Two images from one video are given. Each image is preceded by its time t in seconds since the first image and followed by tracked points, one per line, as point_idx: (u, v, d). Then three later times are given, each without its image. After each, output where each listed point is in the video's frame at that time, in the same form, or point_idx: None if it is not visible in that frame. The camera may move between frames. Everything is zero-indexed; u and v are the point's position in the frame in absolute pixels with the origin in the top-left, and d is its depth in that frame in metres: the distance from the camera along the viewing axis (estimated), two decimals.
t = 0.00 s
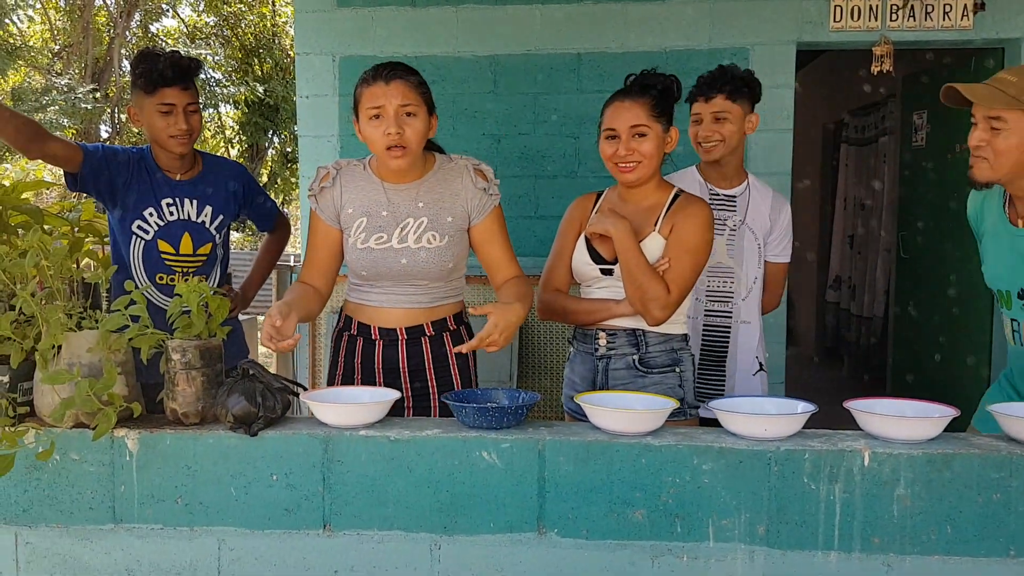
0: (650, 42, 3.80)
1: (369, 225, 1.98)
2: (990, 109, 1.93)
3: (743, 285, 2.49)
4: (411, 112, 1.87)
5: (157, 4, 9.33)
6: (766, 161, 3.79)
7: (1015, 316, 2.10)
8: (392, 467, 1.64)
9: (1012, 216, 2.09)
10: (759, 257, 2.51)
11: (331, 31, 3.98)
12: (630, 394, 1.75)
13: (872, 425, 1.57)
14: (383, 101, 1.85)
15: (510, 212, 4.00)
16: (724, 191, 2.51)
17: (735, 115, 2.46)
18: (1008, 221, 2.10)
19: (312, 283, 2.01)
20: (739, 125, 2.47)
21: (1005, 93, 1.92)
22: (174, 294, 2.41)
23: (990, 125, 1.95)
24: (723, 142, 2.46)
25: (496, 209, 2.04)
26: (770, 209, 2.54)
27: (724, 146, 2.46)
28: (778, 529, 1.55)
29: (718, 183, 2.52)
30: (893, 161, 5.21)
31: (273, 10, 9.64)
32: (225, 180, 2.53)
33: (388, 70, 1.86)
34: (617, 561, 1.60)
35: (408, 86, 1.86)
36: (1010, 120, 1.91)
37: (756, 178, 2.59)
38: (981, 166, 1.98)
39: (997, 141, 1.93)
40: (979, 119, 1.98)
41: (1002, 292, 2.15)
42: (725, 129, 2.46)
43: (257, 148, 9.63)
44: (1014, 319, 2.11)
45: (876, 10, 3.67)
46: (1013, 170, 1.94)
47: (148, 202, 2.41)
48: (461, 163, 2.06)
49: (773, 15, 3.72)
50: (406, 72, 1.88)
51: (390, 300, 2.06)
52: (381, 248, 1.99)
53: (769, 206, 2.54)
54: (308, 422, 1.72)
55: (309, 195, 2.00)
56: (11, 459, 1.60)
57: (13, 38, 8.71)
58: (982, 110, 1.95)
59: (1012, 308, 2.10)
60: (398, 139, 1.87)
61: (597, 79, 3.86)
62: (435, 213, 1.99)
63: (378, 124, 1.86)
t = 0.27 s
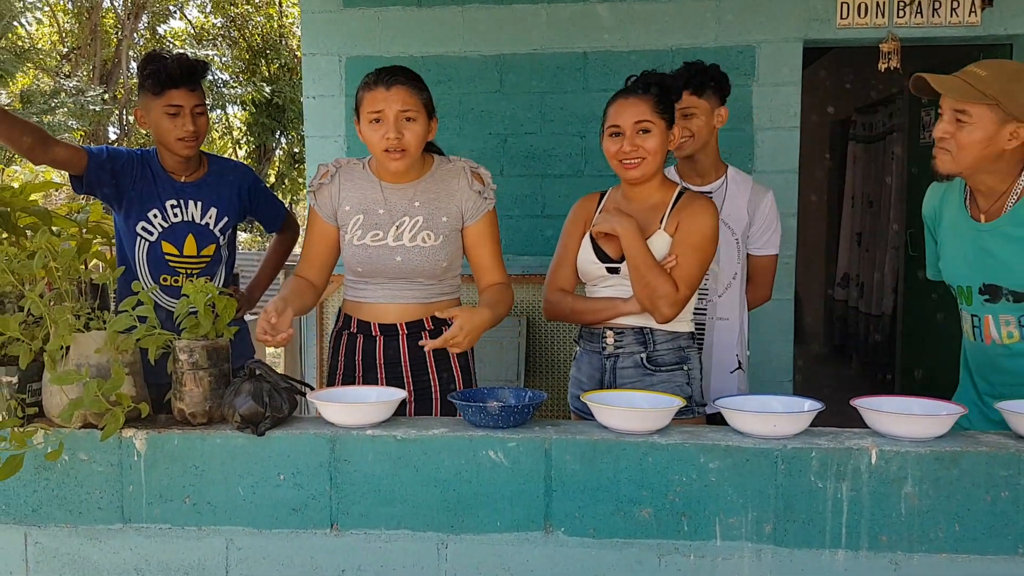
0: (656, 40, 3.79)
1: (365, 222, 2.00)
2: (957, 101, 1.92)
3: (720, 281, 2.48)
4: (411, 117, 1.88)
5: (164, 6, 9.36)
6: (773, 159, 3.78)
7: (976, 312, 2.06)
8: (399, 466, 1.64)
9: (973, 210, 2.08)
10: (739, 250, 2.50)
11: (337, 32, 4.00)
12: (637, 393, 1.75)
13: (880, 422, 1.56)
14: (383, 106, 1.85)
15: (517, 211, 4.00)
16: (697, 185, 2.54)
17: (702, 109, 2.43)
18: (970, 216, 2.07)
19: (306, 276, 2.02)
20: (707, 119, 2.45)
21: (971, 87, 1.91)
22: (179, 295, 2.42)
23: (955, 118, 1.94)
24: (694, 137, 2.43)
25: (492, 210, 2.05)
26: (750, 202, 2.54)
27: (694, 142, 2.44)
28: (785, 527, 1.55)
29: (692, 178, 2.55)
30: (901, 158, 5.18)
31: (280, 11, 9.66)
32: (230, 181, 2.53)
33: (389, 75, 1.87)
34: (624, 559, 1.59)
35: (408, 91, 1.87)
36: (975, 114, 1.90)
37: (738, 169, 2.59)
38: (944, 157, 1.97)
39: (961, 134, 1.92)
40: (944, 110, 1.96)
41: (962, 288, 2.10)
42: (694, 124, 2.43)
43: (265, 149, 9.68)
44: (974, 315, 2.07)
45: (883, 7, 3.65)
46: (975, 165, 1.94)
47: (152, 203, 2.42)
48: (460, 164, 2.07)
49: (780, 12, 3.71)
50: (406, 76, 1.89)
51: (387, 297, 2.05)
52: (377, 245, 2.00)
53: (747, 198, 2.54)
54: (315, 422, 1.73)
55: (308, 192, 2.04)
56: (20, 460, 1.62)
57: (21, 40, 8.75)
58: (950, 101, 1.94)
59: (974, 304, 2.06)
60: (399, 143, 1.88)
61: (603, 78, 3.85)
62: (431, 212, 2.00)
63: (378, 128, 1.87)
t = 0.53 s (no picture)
0: (668, 39, 3.78)
1: (371, 223, 2.01)
2: (925, 116, 1.89)
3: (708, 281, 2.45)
4: (414, 117, 1.89)
5: (178, 7, 9.42)
6: (787, 157, 3.75)
7: (968, 320, 2.08)
8: (413, 465, 1.65)
9: (957, 220, 2.07)
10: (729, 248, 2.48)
11: (350, 33, 4.01)
12: (650, 392, 1.74)
13: (897, 422, 1.55)
14: (385, 107, 1.86)
15: (530, 211, 4.00)
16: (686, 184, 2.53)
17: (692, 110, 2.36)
18: (952, 226, 2.07)
19: (315, 282, 2.02)
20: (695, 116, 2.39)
21: (939, 100, 1.88)
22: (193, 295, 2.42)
23: (926, 133, 1.91)
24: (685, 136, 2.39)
25: (495, 209, 2.06)
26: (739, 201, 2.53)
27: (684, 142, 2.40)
28: (800, 527, 1.54)
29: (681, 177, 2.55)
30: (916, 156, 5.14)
31: (293, 12, 9.71)
32: (242, 181, 2.53)
33: (389, 77, 1.88)
34: (638, 559, 1.59)
35: (408, 93, 1.88)
36: (945, 128, 1.88)
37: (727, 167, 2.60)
38: (918, 171, 1.95)
39: (933, 149, 1.90)
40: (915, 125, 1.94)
41: (952, 297, 2.12)
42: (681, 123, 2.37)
43: (278, 150, 9.77)
44: (967, 324, 2.09)
45: (898, 5, 3.62)
46: (951, 176, 1.92)
47: (166, 204, 2.43)
48: (461, 165, 2.08)
49: (793, 10, 3.69)
50: (406, 78, 1.90)
51: (392, 295, 2.05)
52: (383, 244, 2.00)
53: (737, 197, 2.54)
54: (329, 421, 1.73)
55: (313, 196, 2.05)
56: (37, 459, 1.63)
57: (37, 43, 8.82)
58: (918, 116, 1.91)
59: (965, 313, 2.08)
60: (403, 143, 1.89)
61: (615, 77, 3.85)
62: (436, 211, 2.00)
63: (380, 130, 1.88)
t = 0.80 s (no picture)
0: (687, 40, 3.77)
1: (387, 224, 2.01)
2: (934, 133, 1.87)
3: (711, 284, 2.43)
4: (429, 115, 1.90)
5: (198, 13, 9.51)
6: (808, 158, 3.73)
7: (990, 330, 2.07)
8: (433, 468, 1.65)
9: (975, 230, 2.05)
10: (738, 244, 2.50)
11: (369, 37, 4.04)
12: (671, 396, 1.73)
13: (922, 426, 1.52)
14: (400, 104, 1.89)
15: (548, 213, 4.00)
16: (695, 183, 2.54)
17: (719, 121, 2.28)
18: (970, 237, 2.06)
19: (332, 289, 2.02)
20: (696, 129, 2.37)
21: (947, 115, 1.85)
22: (214, 298, 2.44)
23: (937, 149, 1.88)
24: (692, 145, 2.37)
25: (513, 215, 2.06)
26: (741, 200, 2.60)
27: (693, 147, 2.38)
28: (823, 532, 1.52)
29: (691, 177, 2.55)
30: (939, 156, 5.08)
31: (311, 17, 9.77)
32: (262, 186, 2.55)
33: (405, 77, 1.91)
34: (660, 564, 1.58)
35: (424, 91, 1.90)
36: (956, 143, 1.85)
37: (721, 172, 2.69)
38: (934, 187, 1.93)
39: (946, 165, 1.88)
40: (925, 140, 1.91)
41: (973, 306, 2.12)
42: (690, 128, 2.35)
43: (296, 153, 9.65)
44: (989, 334, 2.09)
45: (919, 5, 3.59)
46: (967, 188, 1.90)
47: (187, 208, 2.46)
48: (476, 172, 2.10)
49: (813, 11, 3.67)
50: (422, 78, 1.93)
51: (407, 295, 2.04)
52: (399, 244, 2.00)
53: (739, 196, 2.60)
54: (350, 425, 1.73)
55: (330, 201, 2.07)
56: (61, 462, 1.65)
57: (60, 49, 8.94)
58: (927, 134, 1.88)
59: (987, 322, 2.08)
60: (419, 140, 1.90)
61: (634, 79, 3.84)
62: (451, 214, 2.02)
63: (396, 128, 1.90)
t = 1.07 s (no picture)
0: (698, 42, 3.76)
1: (398, 230, 2.02)
2: (944, 133, 1.86)
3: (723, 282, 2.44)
4: (436, 121, 1.91)
5: (210, 17, 9.56)
6: (820, 159, 3.71)
7: (1002, 332, 2.06)
8: (446, 471, 1.65)
9: (985, 230, 2.05)
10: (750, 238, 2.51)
11: (380, 41, 4.06)
12: (684, 398, 1.72)
13: (937, 429, 1.51)
14: (408, 112, 1.89)
15: (558, 215, 4.00)
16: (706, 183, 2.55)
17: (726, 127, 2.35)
18: (980, 237, 2.05)
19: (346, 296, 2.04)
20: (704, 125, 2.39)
21: (955, 114, 1.85)
22: (229, 300, 2.46)
23: (947, 148, 1.88)
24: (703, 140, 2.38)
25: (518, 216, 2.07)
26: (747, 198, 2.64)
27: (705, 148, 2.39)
28: (837, 535, 1.52)
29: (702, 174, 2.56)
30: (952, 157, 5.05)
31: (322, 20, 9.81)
32: (275, 189, 2.57)
33: (412, 83, 1.91)
34: (672, 566, 1.58)
35: (431, 98, 1.91)
36: (966, 141, 1.85)
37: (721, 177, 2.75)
38: (946, 187, 1.92)
39: (956, 164, 1.87)
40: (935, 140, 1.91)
41: (985, 308, 2.11)
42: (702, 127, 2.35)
43: (308, 156, 9.80)
44: (1001, 335, 2.07)
45: (932, 5, 3.57)
46: (980, 187, 1.89)
47: (201, 210, 2.47)
48: (483, 177, 2.11)
49: (824, 11, 3.65)
50: (428, 83, 1.93)
51: (421, 297, 2.04)
52: (411, 250, 2.01)
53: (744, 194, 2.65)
54: (364, 427, 1.74)
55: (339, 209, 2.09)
56: (77, 464, 1.66)
57: (72, 53, 9.00)
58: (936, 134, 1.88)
59: (998, 324, 2.06)
60: (427, 146, 1.91)
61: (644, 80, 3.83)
62: (461, 217, 2.02)
63: (403, 134, 1.91)
